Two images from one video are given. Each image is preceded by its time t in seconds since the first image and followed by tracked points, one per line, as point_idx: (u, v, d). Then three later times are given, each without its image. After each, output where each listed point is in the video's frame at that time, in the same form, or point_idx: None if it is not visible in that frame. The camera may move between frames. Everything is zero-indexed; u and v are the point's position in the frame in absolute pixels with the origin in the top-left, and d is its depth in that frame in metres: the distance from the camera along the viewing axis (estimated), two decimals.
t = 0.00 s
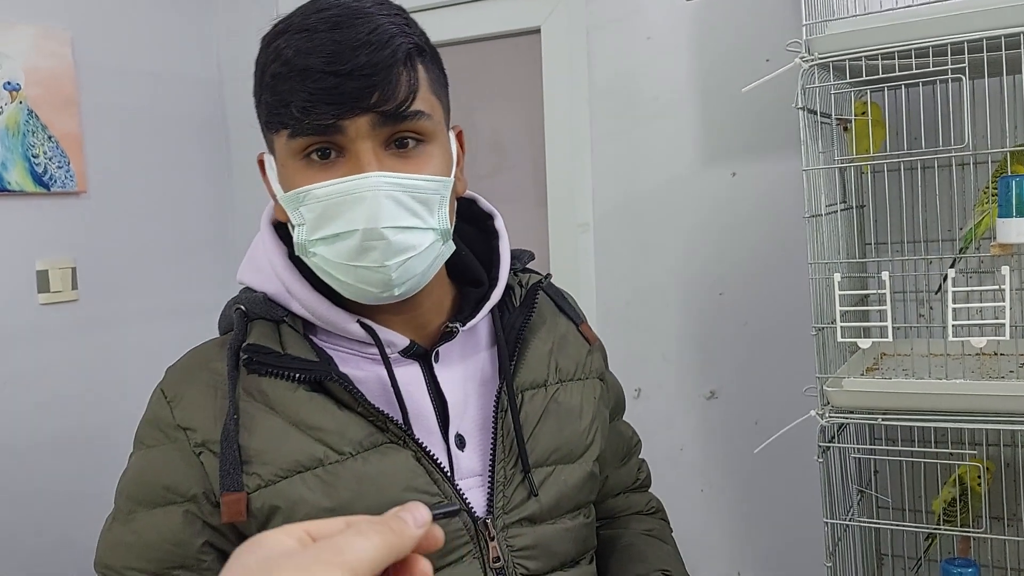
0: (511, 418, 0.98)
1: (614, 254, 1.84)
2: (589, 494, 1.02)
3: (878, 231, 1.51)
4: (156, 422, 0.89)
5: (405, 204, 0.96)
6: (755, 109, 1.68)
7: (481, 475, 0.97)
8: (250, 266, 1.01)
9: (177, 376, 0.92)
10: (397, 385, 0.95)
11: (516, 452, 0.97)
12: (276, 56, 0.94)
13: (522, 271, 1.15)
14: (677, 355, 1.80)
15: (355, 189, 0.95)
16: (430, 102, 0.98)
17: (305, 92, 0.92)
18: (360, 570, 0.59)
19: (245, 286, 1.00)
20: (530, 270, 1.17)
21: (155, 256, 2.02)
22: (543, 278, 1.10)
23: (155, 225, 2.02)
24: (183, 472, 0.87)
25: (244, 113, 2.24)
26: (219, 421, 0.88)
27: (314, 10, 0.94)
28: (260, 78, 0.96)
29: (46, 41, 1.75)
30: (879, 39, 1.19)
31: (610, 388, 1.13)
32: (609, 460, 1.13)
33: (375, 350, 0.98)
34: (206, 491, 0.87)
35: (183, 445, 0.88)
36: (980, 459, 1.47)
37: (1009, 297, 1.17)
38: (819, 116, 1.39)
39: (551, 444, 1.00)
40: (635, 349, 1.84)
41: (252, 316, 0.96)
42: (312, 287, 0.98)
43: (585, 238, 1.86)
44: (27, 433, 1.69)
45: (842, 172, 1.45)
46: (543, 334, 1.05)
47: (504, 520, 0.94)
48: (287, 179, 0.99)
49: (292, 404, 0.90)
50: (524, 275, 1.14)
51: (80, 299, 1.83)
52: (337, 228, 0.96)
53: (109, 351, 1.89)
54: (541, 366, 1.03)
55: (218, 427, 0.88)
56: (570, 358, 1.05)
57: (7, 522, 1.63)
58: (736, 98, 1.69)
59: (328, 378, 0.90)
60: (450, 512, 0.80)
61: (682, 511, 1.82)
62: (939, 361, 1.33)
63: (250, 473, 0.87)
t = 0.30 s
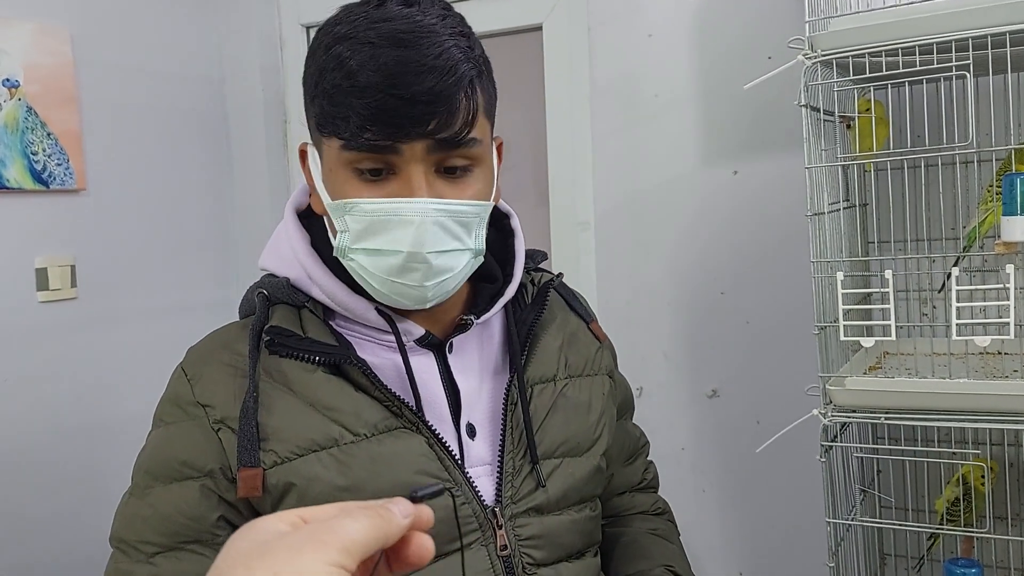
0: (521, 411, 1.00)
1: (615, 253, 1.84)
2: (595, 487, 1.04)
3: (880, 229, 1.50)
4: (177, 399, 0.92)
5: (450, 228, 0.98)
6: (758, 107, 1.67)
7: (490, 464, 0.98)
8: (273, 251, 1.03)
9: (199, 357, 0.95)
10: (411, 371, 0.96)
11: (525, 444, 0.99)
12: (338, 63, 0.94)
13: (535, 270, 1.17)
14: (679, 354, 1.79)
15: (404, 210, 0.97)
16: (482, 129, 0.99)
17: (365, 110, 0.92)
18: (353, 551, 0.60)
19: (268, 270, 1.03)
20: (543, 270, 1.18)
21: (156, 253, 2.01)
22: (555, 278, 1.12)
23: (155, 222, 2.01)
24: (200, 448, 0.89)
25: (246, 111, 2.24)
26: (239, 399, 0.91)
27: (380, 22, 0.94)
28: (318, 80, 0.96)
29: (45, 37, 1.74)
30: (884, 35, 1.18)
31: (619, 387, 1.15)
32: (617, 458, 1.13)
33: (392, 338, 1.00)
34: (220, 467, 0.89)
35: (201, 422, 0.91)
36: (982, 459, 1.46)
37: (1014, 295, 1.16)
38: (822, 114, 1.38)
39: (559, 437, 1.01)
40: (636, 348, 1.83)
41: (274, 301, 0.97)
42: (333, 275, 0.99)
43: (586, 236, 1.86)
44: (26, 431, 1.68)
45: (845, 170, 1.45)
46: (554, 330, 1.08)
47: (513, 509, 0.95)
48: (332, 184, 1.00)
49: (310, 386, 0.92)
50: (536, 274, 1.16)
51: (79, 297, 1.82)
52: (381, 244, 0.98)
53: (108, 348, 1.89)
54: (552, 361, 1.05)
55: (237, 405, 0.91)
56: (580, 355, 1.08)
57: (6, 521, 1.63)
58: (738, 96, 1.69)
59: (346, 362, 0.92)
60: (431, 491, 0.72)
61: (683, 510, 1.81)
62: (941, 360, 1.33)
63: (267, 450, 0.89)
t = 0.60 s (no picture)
0: (509, 414, 1.00)
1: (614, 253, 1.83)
2: (588, 489, 1.04)
3: (878, 229, 1.49)
4: (157, 413, 0.91)
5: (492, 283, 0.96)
6: (755, 105, 1.66)
7: (478, 469, 0.98)
8: (251, 259, 1.02)
9: (176, 368, 0.93)
10: (396, 378, 0.97)
11: (514, 447, 0.99)
12: (376, 120, 0.85)
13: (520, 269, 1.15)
14: (677, 355, 1.78)
15: (451, 274, 0.93)
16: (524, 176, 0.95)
17: (415, 180, 0.85)
18: (343, 535, 0.59)
19: (246, 279, 1.02)
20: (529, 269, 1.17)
21: (153, 252, 2.01)
22: (541, 276, 1.11)
23: (152, 222, 2.01)
24: (183, 461, 0.88)
25: (244, 109, 2.23)
26: (220, 412, 0.90)
27: (423, 75, 0.84)
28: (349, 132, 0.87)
29: (42, 36, 1.74)
30: (879, 34, 1.17)
31: (610, 384, 1.14)
32: (608, 458, 1.13)
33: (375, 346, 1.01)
34: (204, 480, 0.87)
35: (183, 435, 0.89)
36: (980, 460, 1.45)
37: (1011, 296, 1.15)
38: (819, 113, 1.38)
39: (549, 438, 1.01)
40: (634, 348, 1.83)
41: (252, 309, 0.97)
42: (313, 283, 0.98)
43: (584, 237, 1.85)
44: (22, 429, 1.68)
45: (843, 170, 1.44)
46: (541, 329, 1.07)
47: (504, 513, 0.96)
48: (364, 237, 0.94)
49: (293, 395, 0.91)
50: (522, 274, 1.14)
51: (76, 296, 1.82)
52: (423, 305, 0.95)
53: (105, 347, 1.89)
54: (539, 361, 1.05)
55: (219, 417, 0.89)
56: (568, 354, 1.08)
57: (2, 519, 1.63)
58: (736, 95, 1.68)
59: (328, 371, 0.92)
60: (418, 473, 0.77)
61: (681, 511, 1.81)
62: (940, 360, 1.32)
63: (251, 462, 0.88)
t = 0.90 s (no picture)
0: (489, 428, 0.99)
1: (612, 252, 1.83)
2: (571, 502, 1.03)
3: (878, 228, 1.49)
4: (111, 439, 0.89)
5: (427, 255, 0.95)
6: (755, 104, 1.66)
7: (455, 487, 0.98)
8: (208, 269, 1.00)
9: (130, 391, 0.91)
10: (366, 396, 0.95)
11: (494, 462, 0.98)
12: (312, 64, 0.89)
13: (498, 269, 1.16)
14: (676, 354, 1.78)
15: (377, 233, 0.92)
16: (469, 145, 0.96)
17: (342, 120, 0.88)
18: (338, 532, 0.59)
19: (203, 289, 0.99)
20: (506, 269, 1.18)
21: (152, 252, 2.02)
22: (519, 278, 1.11)
23: (152, 221, 2.02)
24: (140, 489, 0.86)
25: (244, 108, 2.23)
26: (176, 437, 0.88)
27: (362, 23, 0.89)
28: (289, 80, 0.92)
29: (42, 35, 1.74)
30: (877, 33, 1.17)
31: (592, 389, 1.15)
32: (593, 466, 1.13)
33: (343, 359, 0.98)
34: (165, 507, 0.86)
35: (138, 462, 0.87)
36: (978, 459, 1.46)
37: (1008, 295, 1.15)
38: (818, 112, 1.38)
39: (531, 451, 1.01)
40: (633, 347, 1.83)
41: (209, 324, 0.94)
42: (273, 293, 0.96)
43: (582, 236, 1.85)
44: (23, 427, 1.69)
45: (842, 169, 1.44)
46: (520, 336, 1.07)
47: (483, 532, 0.95)
48: (296, 195, 0.95)
49: (255, 418, 0.89)
50: (499, 274, 1.15)
51: (76, 295, 1.82)
52: (349, 270, 0.94)
53: (104, 346, 1.89)
54: (519, 371, 1.04)
55: (175, 443, 0.87)
56: (548, 361, 1.08)
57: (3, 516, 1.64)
58: (736, 93, 1.68)
59: (292, 391, 0.89)
60: (413, 469, 0.81)
61: (680, 511, 1.81)
62: (937, 359, 1.32)
63: (211, 491, 0.85)
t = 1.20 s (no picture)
0: (498, 436, 0.98)
1: (614, 250, 1.84)
2: (586, 514, 1.01)
3: (877, 226, 1.51)
4: (118, 427, 0.92)
5: (428, 210, 0.96)
6: (755, 103, 1.67)
7: (460, 493, 0.97)
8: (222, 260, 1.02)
9: (139, 380, 0.94)
10: (368, 394, 0.94)
11: (502, 470, 0.98)
12: (303, 28, 0.93)
13: (524, 267, 1.16)
14: (677, 351, 1.79)
15: (377, 187, 0.95)
16: (465, 103, 0.99)
17: (335, 72, 0.91)
18: (340, 527, 0.60)
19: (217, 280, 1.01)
20: (533, 266, 1.18)
21: (155, 250, 2.03)
22: (542, 278, 1.11)
23: (156, 219, 2.03)
24: (146, 478, 0.89)
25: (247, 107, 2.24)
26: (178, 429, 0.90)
27: None
28: (282, 49, 0.95)
29: (46, 34, 1.75)
30: (876, 33, 1.18)
31: (625, 397, 1.13)
32: (624, 476, 1.11)
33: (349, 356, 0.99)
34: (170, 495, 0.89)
35: (143, 451, 0.90)
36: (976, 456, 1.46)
37: (1004, 293, 1.16)
38: (816, 111, 1.39)
39: (542, 461, 1.00)
40: (635, 345, 1.84)
41: (217, 315, 0.96)
42: (279, 285, 0.97)
43: (583, 234, 1.86)
44: (28, 424, 1.70)
45: (840, 168, 1.45)
46: (541, 341, 1.07)
47: (485, 543, 0.94)
48: (296, 164, 0.98)
49: (254, 414, 0.89)
50: (524, 272, 1.15)
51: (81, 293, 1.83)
52: (351, 229, 0.97)
53: (108, 344, 1.90)
54: (535, 376, 1.04)
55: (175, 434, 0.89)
56: (569, 366, 1.06)
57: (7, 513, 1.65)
58: (736, 92, 1.69)
59: (290, 387, 0.89)
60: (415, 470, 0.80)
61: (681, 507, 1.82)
62: (936, 357, 1.33)
63: (205, 486, 0.87)
